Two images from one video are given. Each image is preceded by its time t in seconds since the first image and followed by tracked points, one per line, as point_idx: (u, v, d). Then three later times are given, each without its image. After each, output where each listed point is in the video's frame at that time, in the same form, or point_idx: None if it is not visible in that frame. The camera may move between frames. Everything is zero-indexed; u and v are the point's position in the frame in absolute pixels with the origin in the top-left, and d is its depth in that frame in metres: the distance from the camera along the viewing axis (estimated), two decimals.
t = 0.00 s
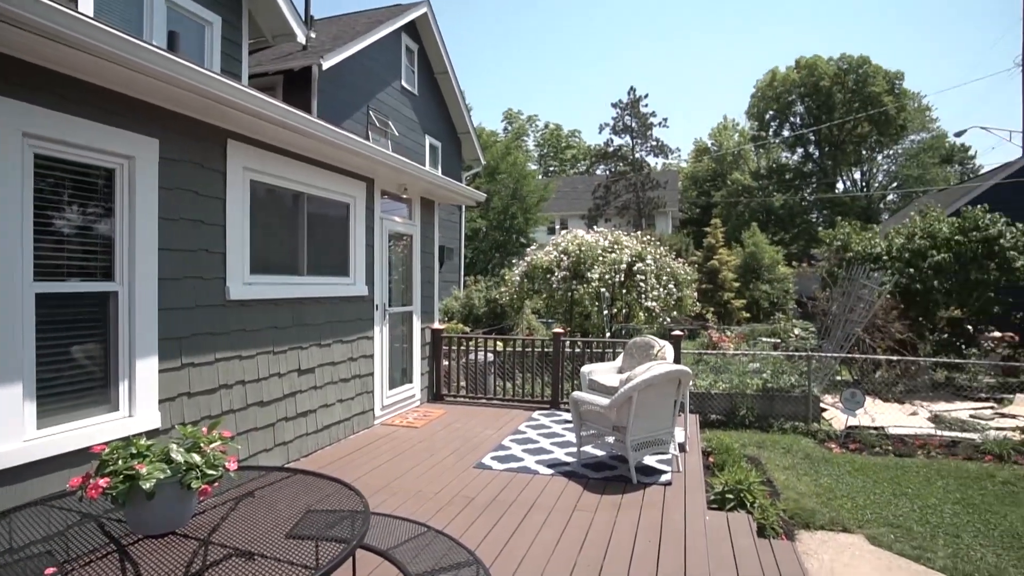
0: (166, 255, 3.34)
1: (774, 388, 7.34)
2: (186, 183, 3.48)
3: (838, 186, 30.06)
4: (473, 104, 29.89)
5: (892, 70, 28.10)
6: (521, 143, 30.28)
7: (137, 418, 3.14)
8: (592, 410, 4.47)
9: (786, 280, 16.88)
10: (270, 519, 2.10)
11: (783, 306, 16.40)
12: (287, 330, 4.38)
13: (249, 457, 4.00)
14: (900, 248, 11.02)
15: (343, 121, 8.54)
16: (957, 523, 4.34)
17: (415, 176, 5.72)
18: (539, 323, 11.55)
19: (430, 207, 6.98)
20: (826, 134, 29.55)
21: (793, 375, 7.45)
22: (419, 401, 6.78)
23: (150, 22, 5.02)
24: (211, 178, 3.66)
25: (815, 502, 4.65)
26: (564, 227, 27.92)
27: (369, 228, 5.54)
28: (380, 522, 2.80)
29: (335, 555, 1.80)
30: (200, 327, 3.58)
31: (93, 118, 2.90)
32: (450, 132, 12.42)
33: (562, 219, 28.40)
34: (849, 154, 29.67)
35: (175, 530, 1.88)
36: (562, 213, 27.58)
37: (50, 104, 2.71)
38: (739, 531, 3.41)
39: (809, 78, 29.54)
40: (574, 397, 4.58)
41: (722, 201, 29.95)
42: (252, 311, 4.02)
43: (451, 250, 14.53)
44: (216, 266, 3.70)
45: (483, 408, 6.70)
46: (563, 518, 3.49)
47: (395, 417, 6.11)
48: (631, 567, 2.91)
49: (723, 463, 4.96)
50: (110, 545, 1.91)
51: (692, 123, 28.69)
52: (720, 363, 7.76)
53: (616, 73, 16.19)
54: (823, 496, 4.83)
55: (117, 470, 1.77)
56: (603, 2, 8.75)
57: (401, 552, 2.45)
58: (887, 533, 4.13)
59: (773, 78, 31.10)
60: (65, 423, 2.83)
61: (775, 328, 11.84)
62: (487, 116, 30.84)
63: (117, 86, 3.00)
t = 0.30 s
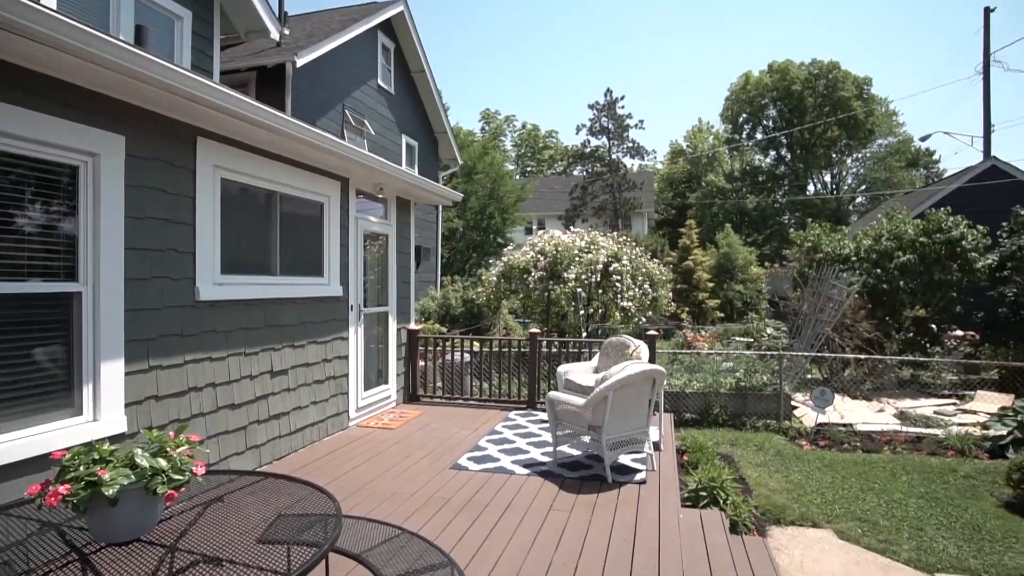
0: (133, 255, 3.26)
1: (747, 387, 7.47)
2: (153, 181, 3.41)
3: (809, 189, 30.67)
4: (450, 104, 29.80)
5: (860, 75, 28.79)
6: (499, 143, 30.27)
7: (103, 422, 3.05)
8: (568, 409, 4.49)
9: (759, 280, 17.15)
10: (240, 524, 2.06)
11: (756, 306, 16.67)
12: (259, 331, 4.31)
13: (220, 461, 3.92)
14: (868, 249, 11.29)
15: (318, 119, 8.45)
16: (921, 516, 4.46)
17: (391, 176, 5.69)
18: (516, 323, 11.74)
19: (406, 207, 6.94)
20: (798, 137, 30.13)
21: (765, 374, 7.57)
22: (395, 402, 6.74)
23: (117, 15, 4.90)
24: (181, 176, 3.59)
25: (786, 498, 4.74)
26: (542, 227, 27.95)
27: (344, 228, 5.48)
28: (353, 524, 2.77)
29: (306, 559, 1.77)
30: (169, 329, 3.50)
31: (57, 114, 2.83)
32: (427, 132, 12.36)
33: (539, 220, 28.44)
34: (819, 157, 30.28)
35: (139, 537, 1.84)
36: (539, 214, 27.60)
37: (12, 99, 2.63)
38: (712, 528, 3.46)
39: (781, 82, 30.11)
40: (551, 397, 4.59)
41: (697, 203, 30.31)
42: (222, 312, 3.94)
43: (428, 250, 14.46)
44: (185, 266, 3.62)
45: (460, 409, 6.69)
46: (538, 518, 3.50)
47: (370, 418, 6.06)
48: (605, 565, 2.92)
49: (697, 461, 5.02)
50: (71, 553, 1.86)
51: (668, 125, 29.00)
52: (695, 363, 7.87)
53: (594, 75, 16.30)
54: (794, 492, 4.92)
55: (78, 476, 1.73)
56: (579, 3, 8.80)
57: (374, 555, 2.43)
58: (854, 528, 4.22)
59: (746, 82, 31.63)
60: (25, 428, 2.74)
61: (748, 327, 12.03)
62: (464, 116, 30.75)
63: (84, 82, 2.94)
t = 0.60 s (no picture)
0: (96, 254, 3.17)
1: (719, 385, 7.58)
2: (118, 178, 3.32)
3: (780, 190, 31.26)
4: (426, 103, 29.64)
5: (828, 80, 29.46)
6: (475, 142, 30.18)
7: (65, 427, 2.97)
8: (542, 409, 4.50)
9: (731, 280, 17.39)
10: (208, 530, 2.02)
11: (728, 305, 16.90)
12: (229, 332, 4.23)
13: (189, 466, 3.84)
14: (836, 250, 11.55)
15: (291, 117, 8.33)
16: (885, 510, 4.58)
17: (365, 175, 5.63)
18: (491, 323, 11.85)
19: (381, 207, 6.88)
20: (769, 140, 30.68)
21: (736, 372, 7.70)
22: (370, 403, 6.67)
23: (81, 7, 4.76)
24: (147, 174, 3.51)
25: (756, 494, 4.82)
26: (518, 227, 27.94)
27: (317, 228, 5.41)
28: (325, 528, 2.74)
29: (277, 563, 1.75)
30: (135, 330, 3.42)
31: (16, 109, 2.74)
32: (403, 131, 12.28)
33: (515, 220, 28.42)
34: (790, 160, 30.88)
35: (99, 545, 1.80)
36: (515, 214, 27.58)
37: None
38: (685, 524, 3.51)
39: (753, 86, 30.66)
40: (526, 396, 4.59)
41: (671, 204, 30.63)
42: (191, 313, 3.86)
43: (403, 249, 14.35)
44: (151, 266, 3.54)
45: (435, 410, 6.65)
46: (513, 518, 3.51)
47: (344, 420, 6.00)
48: (580, 564, 2.94)
49: (670, 459, 5.07)
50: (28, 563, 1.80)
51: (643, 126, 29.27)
52: (669, 362, 7.96)
53: (570, 77, 16.39)
54: (764, 488, 5.01)
55: (36, 483, 1.69)
56: (554, 3, 8.83)
57: (346, 558, 2.40)
58: (822, 522, 4.31)
59: (719, 86, 32.12)
60: None
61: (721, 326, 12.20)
62: (440, 115, 30.58)
63: (46, 76, 2.85)
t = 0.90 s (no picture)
0: (56, 253, 3.08)
1: (691, 384, 7.69)
2: (80, 176, 3.22)
3: (751, 192, 31.80)
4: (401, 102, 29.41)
5: (798, 84, 30.10)
6: (450, 142, 30.08)
7: (23, 433, 2.87)
8: (517, 409, 4.50)
9: (704, 281, 17.63)
10: (174, 536, 1.97)
11: (701, 305, 17.13)
12: (197, 333, 4.14)
13: (155, 470, 3.75)
14: (805, 251, 11.80)
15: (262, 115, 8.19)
16: (851, 504, 4.69)
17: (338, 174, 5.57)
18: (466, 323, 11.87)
19: (354, 206, 6.82)
20: (741, 142, 31.18)
21: (708, 371, 7.82)
22: (343, 405, 6.60)
23: None
24: (110, 171, 3.41)
25: (727, 491, 4.89)
26: (494, 228, 27.89)
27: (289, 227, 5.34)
28: (296, 532, 2.69)
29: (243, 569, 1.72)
30: (97, 332, 3.33)
31: None
32: (377, 129, 12.18)
33: (491, 220, 28.37)
34: (761, 162, 31.44)
35: (60, 553, 1.75)
36: (491, 214, 27.52)
37: None
38: (657, 522, 3.54)
39: (725, 89, 31.15)
40: (500, 397, 4.59)
41: (645, 205, 30.92)
42: (156, 313, 3.76)
43: (377, 249, 14.23)
44: (115, 266, 3.45)
45: (409, 411, 6.61)
46: (487, 519, 3.50)
47: (316, 422, 5.92)
48: (553, 563, 2.95)
49: (643, 457, 5.12)
50: None
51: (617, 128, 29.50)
52: (643, 361, 8.05)
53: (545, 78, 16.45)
54: (735, 485, 5.09)
55: None
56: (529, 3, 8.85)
57: (317, 562, 2.37)
58: (790, 517, 4.40)
59: (692, 89, 32.54)
60: None
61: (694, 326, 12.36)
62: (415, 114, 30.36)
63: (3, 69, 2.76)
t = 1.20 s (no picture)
0: (12, 254, 2.98)
1: (663, 383, 7.80)
2: (38, 173, 3.13)
3: (722, 194, 32.32)
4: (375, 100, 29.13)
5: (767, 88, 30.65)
6: (425, 141, 29.92)
7: None
8: (490, 409, 4.50)
9: (676, 281, 17.85)
10: (136, 542, 1.93)
11: (673, 305, 17.34)
12: (162, 335, 4.05)
13: (117, 476, 3.65)
14: (773, 251, 12.03)
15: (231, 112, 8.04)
16: (817, 499, 4.80)
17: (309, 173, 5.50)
18: (441, 324, 11.83)
19: (325, 206, 6.74)
20: (713, 145, 31.66)
21: (680, 370, 7.93)
22: (314, 407, 6.51)
23: None
24: (70, 169, 3.31)
25: (698, 488, 4.97)
26: (468, 228, 27.82)
27: (258, 227, 5.25)
28: (264, 536, 2.65)
29: None
30: (56, 334, 3.22)
31: None
32: (350, 128, 12.06)
33: (465, 220, 28.27)
34: (732, 165, 31.96)
35: (12, 563, 1.72)
36: (466, 214, 27.43)
37: None
38: (629, 520, 3.57)
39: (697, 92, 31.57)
40: (474, 397, 4.58)
41: (619, 206, 31.19)
42: (119, 315, 3.67)
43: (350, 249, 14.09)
44: (75, 266, 3.35)
45: (382, 412, 6.56)
46: (459, 520, 3.49)
47: (287, 424, 5.84)
48: (526, 562, 2.96)
49: (615, 456, 5.17)
50: None
51: (591, 129, 29.68)
52: (616, 360, 8.13)
53: (521, 79, 16.47)
54: (705, 481, 5.18)
55: None
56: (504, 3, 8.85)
57: (286, 566, 2.34)
58: (758, 512, 4.49)
59: (665, 91, 32.91)
60: None
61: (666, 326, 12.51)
62: (389, 113, 30.10)
63: None
